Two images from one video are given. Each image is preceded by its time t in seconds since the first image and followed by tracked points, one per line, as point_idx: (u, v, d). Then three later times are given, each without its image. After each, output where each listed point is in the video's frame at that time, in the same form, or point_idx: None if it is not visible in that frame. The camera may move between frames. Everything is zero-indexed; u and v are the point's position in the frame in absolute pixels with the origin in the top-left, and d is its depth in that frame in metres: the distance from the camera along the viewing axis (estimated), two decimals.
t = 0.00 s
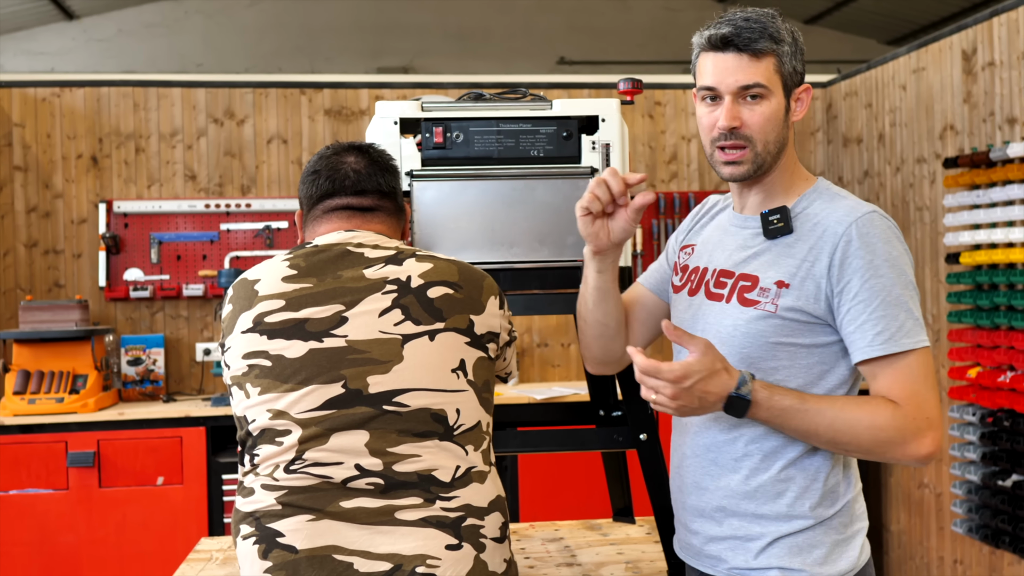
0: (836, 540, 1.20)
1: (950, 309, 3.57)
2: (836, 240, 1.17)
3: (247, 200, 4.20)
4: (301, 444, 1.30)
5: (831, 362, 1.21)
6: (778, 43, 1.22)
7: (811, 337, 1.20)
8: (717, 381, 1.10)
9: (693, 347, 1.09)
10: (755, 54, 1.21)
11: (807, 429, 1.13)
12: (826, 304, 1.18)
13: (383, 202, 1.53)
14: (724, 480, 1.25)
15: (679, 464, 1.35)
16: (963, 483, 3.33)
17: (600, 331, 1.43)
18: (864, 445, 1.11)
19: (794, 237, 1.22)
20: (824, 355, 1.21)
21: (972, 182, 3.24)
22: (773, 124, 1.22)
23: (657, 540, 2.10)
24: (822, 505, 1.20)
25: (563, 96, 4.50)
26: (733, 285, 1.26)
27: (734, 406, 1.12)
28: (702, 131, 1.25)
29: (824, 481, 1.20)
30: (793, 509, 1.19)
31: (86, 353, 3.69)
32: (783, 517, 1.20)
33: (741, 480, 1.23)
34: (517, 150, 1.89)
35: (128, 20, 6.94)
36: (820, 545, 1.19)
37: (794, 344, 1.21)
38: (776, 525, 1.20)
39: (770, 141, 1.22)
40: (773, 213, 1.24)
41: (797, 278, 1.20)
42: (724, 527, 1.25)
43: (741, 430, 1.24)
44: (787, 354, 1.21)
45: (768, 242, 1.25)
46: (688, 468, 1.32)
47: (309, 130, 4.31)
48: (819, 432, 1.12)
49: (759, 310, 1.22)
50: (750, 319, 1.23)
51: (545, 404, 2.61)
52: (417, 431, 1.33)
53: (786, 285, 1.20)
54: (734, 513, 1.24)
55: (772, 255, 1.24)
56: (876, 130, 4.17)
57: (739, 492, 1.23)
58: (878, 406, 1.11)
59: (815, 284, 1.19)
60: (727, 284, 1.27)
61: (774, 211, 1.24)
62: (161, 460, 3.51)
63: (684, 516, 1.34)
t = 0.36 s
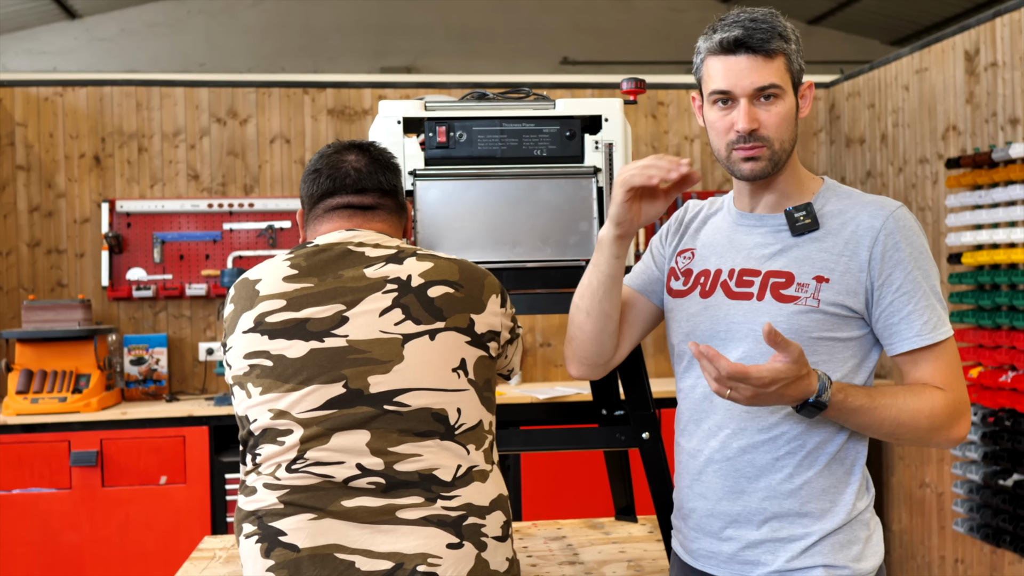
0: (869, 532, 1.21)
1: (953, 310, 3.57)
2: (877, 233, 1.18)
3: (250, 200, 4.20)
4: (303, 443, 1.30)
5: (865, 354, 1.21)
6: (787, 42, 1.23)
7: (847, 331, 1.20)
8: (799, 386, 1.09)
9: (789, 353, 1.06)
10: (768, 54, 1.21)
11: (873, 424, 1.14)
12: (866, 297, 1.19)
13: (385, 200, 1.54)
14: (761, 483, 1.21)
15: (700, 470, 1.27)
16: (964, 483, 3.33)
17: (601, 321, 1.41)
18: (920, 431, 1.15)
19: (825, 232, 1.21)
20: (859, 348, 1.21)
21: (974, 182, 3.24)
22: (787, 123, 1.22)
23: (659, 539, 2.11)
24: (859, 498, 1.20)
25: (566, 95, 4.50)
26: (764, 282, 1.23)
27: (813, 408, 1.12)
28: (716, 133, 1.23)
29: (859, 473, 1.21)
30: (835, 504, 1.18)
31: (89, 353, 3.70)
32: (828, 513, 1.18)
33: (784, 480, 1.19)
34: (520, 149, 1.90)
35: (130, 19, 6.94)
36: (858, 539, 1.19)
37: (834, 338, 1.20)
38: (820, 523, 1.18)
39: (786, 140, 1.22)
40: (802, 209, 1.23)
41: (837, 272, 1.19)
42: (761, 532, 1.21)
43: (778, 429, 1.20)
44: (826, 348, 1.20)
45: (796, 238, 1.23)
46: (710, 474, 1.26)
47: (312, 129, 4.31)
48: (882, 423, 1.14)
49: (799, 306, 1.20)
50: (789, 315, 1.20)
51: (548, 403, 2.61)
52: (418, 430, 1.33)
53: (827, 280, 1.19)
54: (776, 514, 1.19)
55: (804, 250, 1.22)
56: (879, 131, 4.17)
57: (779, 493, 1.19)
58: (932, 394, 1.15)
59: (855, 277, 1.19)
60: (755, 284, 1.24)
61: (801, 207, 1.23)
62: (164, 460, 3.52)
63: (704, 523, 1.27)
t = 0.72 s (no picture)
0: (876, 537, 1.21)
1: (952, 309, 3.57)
2: (878, 232, 1.18)
3: (250, 199, 4.20)
4: (310, 436, 1.30)
5: (870, 356, 1.21)
6: (794, 43, 1.23)
7: (853, 331, 1.20)
8: (789, 382, 1.11)
9: (777, 348, 1.08)
10: (773, 55, 1.21)
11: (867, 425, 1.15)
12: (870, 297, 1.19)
13: (384, 203, 1.54)
14: (767, 488, 1.21)
15: (705, 473, 1.28)
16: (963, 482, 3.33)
17: (586, 335, 1.38)
18: (920, 433, 1.15)
19: (828, 231, 1.22)
20: (864, 349, 1.21)
21: (973, 182, 3.25)
22: (788, 125, 1.22)
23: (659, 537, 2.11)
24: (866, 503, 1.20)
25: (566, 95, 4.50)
26: (767, 283, 1.23)
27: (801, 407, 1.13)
28: (718, 131, 1.24)
29: (867, 477, 1.21)
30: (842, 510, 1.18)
31: (89, 352, 3.69)
32: (835, 516, 1.18)
33: (790, 484, 1.20)
34: (520, 148, 1.90)
35: (130, 18, 6.93)
36: (865, 543, 1.19)
37: (839, 338, 1.20)
38: (827, 528, 1.18)
39: (785, 143, 1.22)
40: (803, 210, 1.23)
41: (840, 272, 1.19)
42: (768, 537, 1.21)
43: (783, 433, 1.20)
44: (831, 349, 1.21)
45: (798, 238, 1.23)
46: (715, 478, 1.26)
47: (312, 128, 4.31)
48: (879, 424, 1.15)
49: (803, 307, 1.21)
50: (793, 316, 1.21)
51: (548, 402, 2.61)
52: (424, 421, 1.33)
53: (830, 280, 1.20)
54: (782, 518, 1.20)
55: (807, 251, 1.22)
56: (878, 131, 4.17)
57: (785, 497, 1.20)
58: (934, 395, 1.14)
59: (858, 277, 1.19)
60: (757, 285, 1.24)
61: (802, 207, 1.23)
62: (164, 457, 3.52)
63: (709, 527, 1.27)
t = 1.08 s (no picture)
0: (866, 546, 1.18)
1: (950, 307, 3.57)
2: (866, 238, 1.14)
3: (249, 197, 4.20)
4: (312, 434, 1.30)
5: (862, 365, 1.18)
6: (746, 40, 1.20)
7: (841, 339, 1.17)
8: (739, 386, 1.09)
9: (727, 354, 1.05)
10: (719, 56, 1.21)
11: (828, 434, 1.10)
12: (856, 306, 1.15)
13: (383, 202, 1.54)
14: (753, 493, 1.21)
15: (699, 475, 1.28)
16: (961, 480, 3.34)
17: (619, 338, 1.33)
18: (885, 450, 1.09)
19: (821, 237, 1.18)
20: (855, 357, 1.18)
21: (971, 181, 3.24)
22: (744, 125, 1.20)
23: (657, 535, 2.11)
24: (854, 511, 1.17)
25: (565, 94, 4.50)
26: (758, 288, 1.22)
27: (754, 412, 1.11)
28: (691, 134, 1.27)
29: (856, 487, 1.18)
30: (827, 517, 1.17)
31: (87, 350, 3.69)
32: (817, 524, 1.17)
33: (772, 490, 1.19)
34: (518, 147, 1.90)
35: (129, 15, 6.91)
36: (851, 552, 1.17)
37: (825, 347, 1.18)
38: (810, 534, 1.17)
39: (745, 143, 1.21)
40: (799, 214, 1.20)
41: (829, 279, 1.16)
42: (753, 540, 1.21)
43: (769, 440, 1.20)
44: (817, 358, 1.18)
45: (793, 243, 1.21)
46: (708, 480, 1.27)
47: (311, 126, 4.31)
48: (838, 434, 1.10)
49: (790, 314, 1.19)
50: (781, 323, 1.19)
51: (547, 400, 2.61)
52: (426, 418, 1.33)
53: (817, 288, 1.17)
54: (763, 523, 1.20)
55: (798, 256, 1.20)
56: (877, 129, 4.17)
57: (770, 503, 1.19)
58: (904, 411, 1.09)
59: (846, 285, 1.15)
60: (749, 289, 1.23)
61: (800, 211, 1.20)
62: (164, 455, 3.51)
63: (700, 527, 1.29)
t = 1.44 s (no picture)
0: (840, 556, 1.16)
1: (949, 305, 3.57)
2: (812, 249, 1.11)
3: (248, 196, 4.20)
4: (309, 438, 1.30)
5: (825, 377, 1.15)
6: (693, 45, 1.23)
7: (804, 350, 1.15)
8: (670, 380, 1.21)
9: (656, 350, 1.21)
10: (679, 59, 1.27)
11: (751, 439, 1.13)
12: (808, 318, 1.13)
13: (377, 197, 1.53)
14: (730, 492, 1.23)
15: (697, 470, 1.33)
16: (961, 479, 3.34)
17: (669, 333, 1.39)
18: (802, 464, 1.09)
19: (787, 245, 1.15)
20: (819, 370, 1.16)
21: (971, 179, 3.24)
22: (695, 127, 1.26)
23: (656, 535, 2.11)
24: (825, 520, 1.16)
25: (564, 92, 4.49)
26: (738, 292, 1.23)
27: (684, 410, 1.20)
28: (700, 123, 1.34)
29: (823, 501, 1.16)
30: (793, 522, 1.16)
31: (87, 349, 3.69)
32: (780, 530, 1.17)
33: (743, 492, 1.21)
34: (517, 146, 1.90)
35: (128, 15, 6.89)
36: (820, 559, 1.15)
37: (788, 357, 1.17)
38: (777, 537, 1.18)
39: (700, 144, 1.27)
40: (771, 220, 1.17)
41: (785, 289, 1.14)
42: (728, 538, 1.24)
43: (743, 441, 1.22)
44: (781, 367, 1.18)
45: (767, 250, 1.19)
46: (702, 476, 1.31)
47: (310, 125, 4.31)
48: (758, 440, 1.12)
49: (754, 321, 1.19)
50: (748, 330, 1.20)
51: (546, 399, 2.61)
52: (423, 423, 1.33)
53: (776, 297, 1.15)
54: (735, 524, 1.22)
55: (765, 263, 1.19)
56: (877, 127, 4.17)
57: (742, 503, 1.21)
58: (822, 427, 1.07)
59: (797, 296, 1.13)
60: (733, 293, 1.24)
61: (772, 218, 1.17)
62: (163, 456, 3.51)
63: (698, 522, 1.33)
